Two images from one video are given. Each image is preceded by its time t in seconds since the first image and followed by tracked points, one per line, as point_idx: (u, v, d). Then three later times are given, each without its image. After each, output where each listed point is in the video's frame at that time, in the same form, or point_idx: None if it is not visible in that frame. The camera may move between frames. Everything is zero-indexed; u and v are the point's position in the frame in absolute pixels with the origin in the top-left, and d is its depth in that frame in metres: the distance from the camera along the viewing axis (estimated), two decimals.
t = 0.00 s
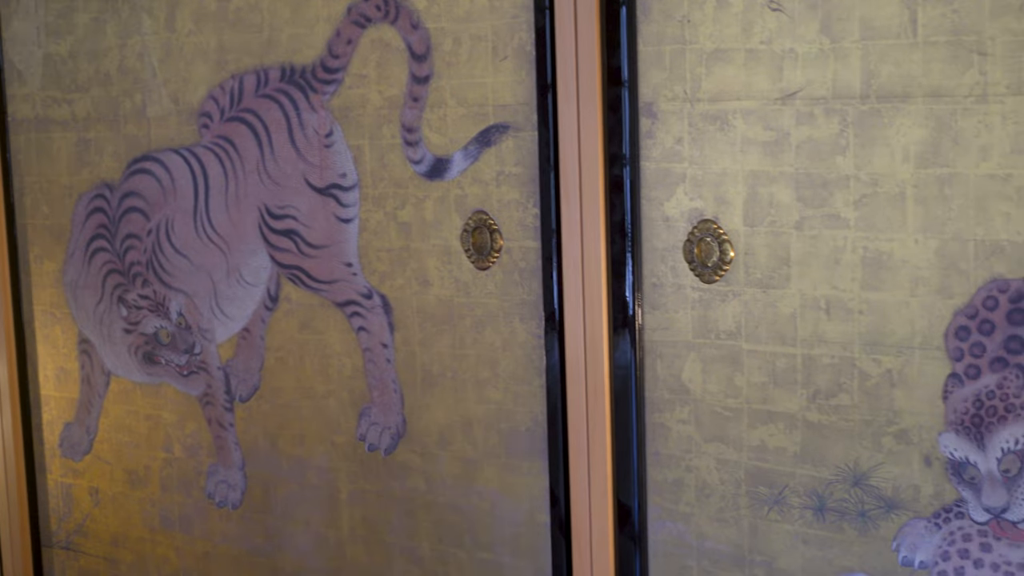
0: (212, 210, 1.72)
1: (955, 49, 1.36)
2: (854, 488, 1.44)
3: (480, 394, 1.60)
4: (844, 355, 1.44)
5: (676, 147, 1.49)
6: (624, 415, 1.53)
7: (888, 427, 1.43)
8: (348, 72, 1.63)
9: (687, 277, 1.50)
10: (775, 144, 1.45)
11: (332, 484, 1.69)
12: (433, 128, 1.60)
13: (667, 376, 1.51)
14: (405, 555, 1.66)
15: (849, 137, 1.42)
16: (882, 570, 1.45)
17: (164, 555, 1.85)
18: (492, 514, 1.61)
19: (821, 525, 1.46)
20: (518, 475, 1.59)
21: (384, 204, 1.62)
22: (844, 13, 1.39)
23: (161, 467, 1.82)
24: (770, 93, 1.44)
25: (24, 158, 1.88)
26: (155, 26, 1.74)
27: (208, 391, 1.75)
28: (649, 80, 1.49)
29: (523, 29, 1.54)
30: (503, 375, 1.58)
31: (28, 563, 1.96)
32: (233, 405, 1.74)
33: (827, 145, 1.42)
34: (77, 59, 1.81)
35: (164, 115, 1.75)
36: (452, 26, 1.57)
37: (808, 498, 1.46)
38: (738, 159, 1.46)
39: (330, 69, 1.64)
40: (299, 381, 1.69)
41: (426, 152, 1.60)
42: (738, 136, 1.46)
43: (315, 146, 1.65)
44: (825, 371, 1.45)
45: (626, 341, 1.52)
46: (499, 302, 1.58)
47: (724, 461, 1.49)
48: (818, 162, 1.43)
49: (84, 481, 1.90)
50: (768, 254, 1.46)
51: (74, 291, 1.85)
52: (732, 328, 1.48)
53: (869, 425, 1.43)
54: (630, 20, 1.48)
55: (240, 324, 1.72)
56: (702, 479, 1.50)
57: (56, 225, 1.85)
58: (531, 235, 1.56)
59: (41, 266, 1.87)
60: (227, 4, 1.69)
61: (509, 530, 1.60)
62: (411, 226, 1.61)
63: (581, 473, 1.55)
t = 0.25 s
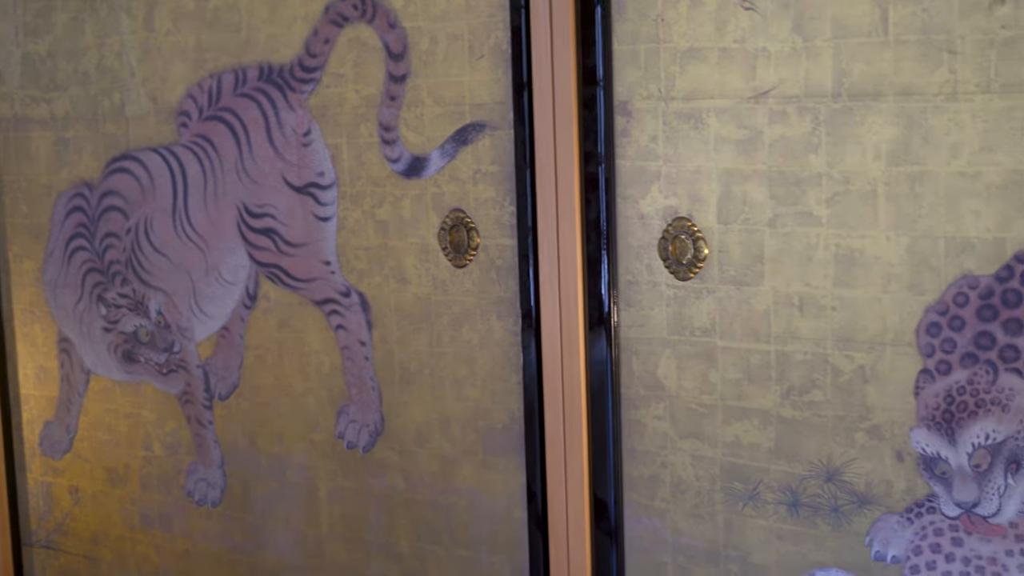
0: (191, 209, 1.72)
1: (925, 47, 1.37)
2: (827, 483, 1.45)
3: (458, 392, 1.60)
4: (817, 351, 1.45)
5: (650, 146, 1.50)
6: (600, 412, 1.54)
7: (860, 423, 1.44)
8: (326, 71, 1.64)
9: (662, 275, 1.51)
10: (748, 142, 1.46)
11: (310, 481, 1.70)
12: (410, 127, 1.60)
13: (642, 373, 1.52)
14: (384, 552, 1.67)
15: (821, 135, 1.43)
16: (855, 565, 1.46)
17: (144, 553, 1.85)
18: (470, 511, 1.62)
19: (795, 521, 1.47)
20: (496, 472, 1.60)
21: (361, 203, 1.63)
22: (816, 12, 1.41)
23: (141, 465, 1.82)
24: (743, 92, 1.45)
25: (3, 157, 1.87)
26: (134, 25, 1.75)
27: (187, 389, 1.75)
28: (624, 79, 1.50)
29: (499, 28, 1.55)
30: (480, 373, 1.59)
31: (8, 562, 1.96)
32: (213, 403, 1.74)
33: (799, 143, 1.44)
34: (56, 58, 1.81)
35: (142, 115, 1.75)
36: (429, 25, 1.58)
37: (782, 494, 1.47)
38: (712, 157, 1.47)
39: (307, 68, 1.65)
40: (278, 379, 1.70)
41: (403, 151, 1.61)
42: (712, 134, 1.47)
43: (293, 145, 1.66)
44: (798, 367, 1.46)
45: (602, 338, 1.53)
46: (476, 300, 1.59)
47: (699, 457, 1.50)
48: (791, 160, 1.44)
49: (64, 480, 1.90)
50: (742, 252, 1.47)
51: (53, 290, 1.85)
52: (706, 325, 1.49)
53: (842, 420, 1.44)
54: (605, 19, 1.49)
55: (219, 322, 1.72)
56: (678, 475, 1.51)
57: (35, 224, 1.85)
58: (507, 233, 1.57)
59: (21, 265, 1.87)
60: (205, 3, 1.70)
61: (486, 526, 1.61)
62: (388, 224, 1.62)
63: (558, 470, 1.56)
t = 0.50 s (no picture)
0: (170, 206, 1.72)
1: (896, 44, 1.38)
2: (802, 477, 1.47)
3: (436, 388, 1.61)
4: (791, 346, 1.46)
5: (626, 142, 1.51)
6: (577, 407, 1.55)
7: (834, 417, 1.45)
8: (304, 69, 1.64)
9: (637, 271, 1.52)
10: (722, 138, 1.47)
11: (290, 477, 1.70)
12: (388, 124, 1.61)
13: (619, 368, 1.53)
14: (363, 547, 1.68)
15: (795, 131, 1.44)
16: (830, 558, 1.47)
17: (125, 549, 1.86)
18: (448, 506, 1.62)
19: (770, 514, 1.48)
20: (474, 467, 1.61)
21: (340, 199, 1.64)
22: (789, 9, 1.42)
23: (122, 462, 1.82)
24: (717, 88, 1.46)
25: None
26: (113, 23, 1.75)
27: (167, 386, 1.76)
28: (599, 76, 1.51)
29: (476, 25, 1.56)
30: (458, 368, 1.60)
31: None
32: (193, 400, 1.75)
33: (773, 139, 1.45)
34: (34, 56, 1.81)
35: (122, 112, 1.75)
36: (406, 23, 1.59)
37: (757, 488, 1.48)
38: (687, 153, 1.48)
39: (286, 65, 1.65)
40: (258, 375, 1.70)
41: (381, 148, 1.61)
42: (687, 130, 1.48)
43: (272, 142, 1.66)
44: (772, 362, 1.47)
45: (578, 334, 1.54)
46: (454, 296, 1.59)
47: (675, 451, 1.51)
48: (765, 157, 1.45)
49: (44, 477, 1.90)
50: (717, 248, 1.48)
51: (32, 287, 1.84)
52: (682, 320, 1.50)
53: (816, 414, 1.46)
54: (581, 16, 1.50)
55: (199, 319, 1.73)
56: (654, 469, 1.53)
57: (14, 222, 1.84)
58: (485, 229, 1.57)
59: None
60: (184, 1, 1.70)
61: (465, 521, 1.62)
62: (366, 220, 1.63)
63: (535, 465, 1.57)
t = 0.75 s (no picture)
0: (147, 200, 1.73)
1: (866, 39, 1.40)
2: (773, 468, 1.48)
3: (412, 380, 1.62)
4: (762, 338, 1.47)
5: (599, 136, 1.52)
6: (551, 399, 1.56)
7: (804, 408, 1.46)
8: (280, 63, 1.65)
9: (611, 264, 1.53)
10: (694, 132, 1.48)
11: (267, 470, 1.71)
12: (363, 119, 1.62)
13: (592, 361, 1.54)
14: (340, 539, 1.69)
15: (766, 125, 1.45)
16: (801, 548, 1.48)
17: (103, 543, 1.86)
18: (424, 498, 1.63)
19: (742, 505, 1.49)
20: (449, 459, 1.61)
21: (315, 193, 1.64)
22: (759, 4, 1.43)
23: (99, 455, 1.83)
24: (689, 83, 1.47)
25: None
26: (90, 18, 1.75)
27: (145, 380, 1.76)
28: (573, 70, 1.52)
29: (450, 20, 1.57)
30: (433, 361, 1.61)
31: None
32: (170, 394, 1.76)
33: (744, 133, 1.46)
34: (11, 51, 1.81)
35: (98, 107, 1.76)
36: (382, 18, 1.59)
37: (729, 479, 1.49)
38: (659, 147, 1.50)
39: (262, 60, 1.66)
40: (234, 368, 1.71)
41: (357, 142, 1.62)
42: (659, 124, 1.49)
43: (248, 137, 1.67)
44: (744, 354, 1.48)
45: (552, 326, 1.55)
46: (429, 289, 1.60)
47: (648, 443, 1.52)
48: (736, 150, 1.47)
49: (22, 471, 1.90)
50: (689, 241, 1.49)
51: (10, 281, 1.84)
52: (655, 313, 1.51)
53: (787, 406, 1.47)
54: (555, 11, 1.51)
55: (176, 313, 1.73)
56: (627, 461, 1.54)
57: None
58: (460, 222, 1.58)
59: None
60: None
61: (440, 513, 1.63)
62: (342, 214, 1.63)
63: (510, 457, 1.58)
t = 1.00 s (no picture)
0: (118, 190, 1.73)
1: (829, 28, 1.41)
2: (739, 454, 1.49)
3: (381, 369, 1.63)
4: (728, 325, 1.49)
5: (567, 125, 1.53)
6: (520, 387, 1.56)
7: (769, 394, 1.48)
8: (249, 53, 1.65)
9: (578, 252, 1.53)
10: (660, 121, 1.49)
11: (239, 459, 1.72)
12: (332, 108, 1.62)
13: (560, 349, 1.55)
14: (311, 528, 1.70)
15: (731, 114, 1.46)
16: (766, 533, 1.50)
17: (75, 533, 1.86)
18: (394, 486, 1.64)
19: (708, 491, 1.50)
20: (419, 447, 1.62)
21: (285, 183, 1.65)
22: None
23: (71, 446, 1.83)
24: (655, 72, 1.48)
25: None
26: (59, 8, 1.75)
27: (116, 369, 1.77)
28: (540, 59, 1.53)
29: (419, 9, 1.57)
30: (403, 350, 1.61)
31: None
32: (141, 383, 1.76)
33: (709, 121, 1.47)
34: None
35: (68, 97, 1.75)
36: (350, 7, 1.60)
37: (696, 465, 1.51)
38: (626, 135, 1.50)
39: (231, 50, 1.66)
40: (205, 358, 1.71)
41: (326, 131, 1.63)
42: (626, 113, 1.50)
43: (218, 126, 1.67)
44: (710, 341, 1.49)
45: (520, 314, 1.55)
46: (399, 278, 1.61)
47: (615, 430, 1.53)
48: (702, 139, 1.48)
49: None
50: (656, 229, 1.50)
51: None
52: (622, 301, 1.52)
53: (752, 392, 1.48)
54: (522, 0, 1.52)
55: (147, 303, 1.73)
56: (595, 448, 1.55)
57: None
58: (429, 211, 1.59)
59: None
60: None
61: (410, 501, 1.64)
62: (312, 203, 1.64)
63: (479, 445, 1.59)
